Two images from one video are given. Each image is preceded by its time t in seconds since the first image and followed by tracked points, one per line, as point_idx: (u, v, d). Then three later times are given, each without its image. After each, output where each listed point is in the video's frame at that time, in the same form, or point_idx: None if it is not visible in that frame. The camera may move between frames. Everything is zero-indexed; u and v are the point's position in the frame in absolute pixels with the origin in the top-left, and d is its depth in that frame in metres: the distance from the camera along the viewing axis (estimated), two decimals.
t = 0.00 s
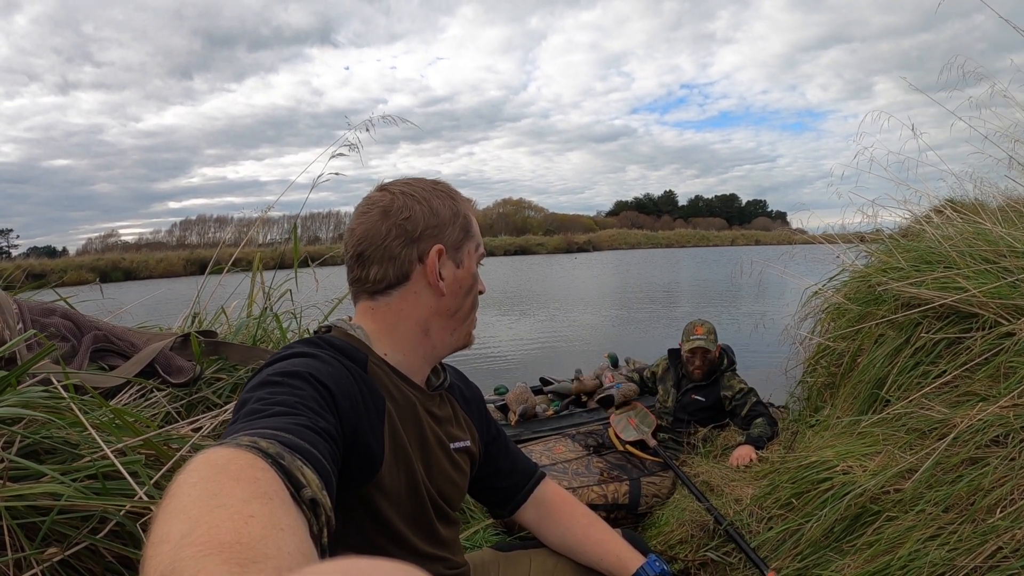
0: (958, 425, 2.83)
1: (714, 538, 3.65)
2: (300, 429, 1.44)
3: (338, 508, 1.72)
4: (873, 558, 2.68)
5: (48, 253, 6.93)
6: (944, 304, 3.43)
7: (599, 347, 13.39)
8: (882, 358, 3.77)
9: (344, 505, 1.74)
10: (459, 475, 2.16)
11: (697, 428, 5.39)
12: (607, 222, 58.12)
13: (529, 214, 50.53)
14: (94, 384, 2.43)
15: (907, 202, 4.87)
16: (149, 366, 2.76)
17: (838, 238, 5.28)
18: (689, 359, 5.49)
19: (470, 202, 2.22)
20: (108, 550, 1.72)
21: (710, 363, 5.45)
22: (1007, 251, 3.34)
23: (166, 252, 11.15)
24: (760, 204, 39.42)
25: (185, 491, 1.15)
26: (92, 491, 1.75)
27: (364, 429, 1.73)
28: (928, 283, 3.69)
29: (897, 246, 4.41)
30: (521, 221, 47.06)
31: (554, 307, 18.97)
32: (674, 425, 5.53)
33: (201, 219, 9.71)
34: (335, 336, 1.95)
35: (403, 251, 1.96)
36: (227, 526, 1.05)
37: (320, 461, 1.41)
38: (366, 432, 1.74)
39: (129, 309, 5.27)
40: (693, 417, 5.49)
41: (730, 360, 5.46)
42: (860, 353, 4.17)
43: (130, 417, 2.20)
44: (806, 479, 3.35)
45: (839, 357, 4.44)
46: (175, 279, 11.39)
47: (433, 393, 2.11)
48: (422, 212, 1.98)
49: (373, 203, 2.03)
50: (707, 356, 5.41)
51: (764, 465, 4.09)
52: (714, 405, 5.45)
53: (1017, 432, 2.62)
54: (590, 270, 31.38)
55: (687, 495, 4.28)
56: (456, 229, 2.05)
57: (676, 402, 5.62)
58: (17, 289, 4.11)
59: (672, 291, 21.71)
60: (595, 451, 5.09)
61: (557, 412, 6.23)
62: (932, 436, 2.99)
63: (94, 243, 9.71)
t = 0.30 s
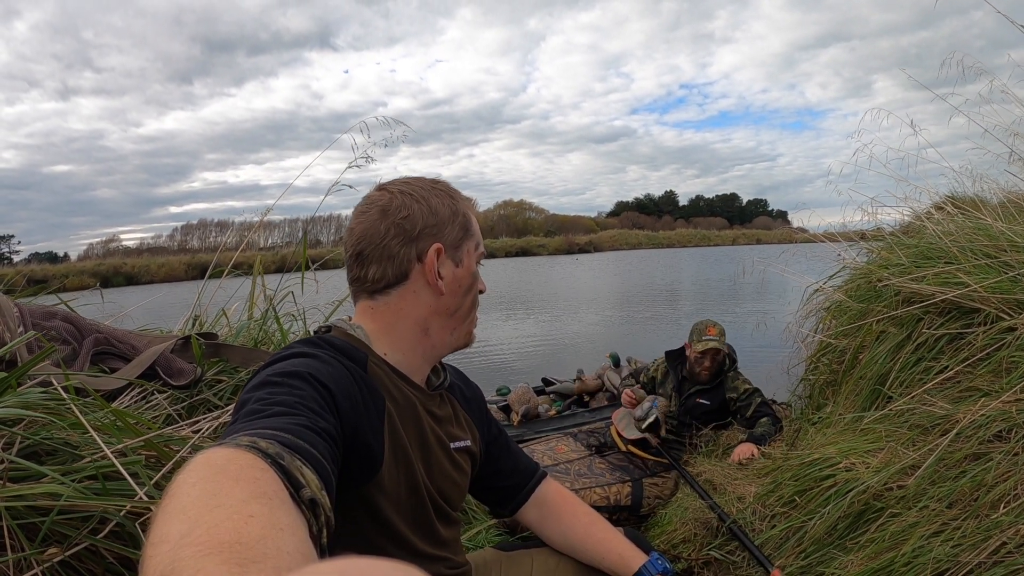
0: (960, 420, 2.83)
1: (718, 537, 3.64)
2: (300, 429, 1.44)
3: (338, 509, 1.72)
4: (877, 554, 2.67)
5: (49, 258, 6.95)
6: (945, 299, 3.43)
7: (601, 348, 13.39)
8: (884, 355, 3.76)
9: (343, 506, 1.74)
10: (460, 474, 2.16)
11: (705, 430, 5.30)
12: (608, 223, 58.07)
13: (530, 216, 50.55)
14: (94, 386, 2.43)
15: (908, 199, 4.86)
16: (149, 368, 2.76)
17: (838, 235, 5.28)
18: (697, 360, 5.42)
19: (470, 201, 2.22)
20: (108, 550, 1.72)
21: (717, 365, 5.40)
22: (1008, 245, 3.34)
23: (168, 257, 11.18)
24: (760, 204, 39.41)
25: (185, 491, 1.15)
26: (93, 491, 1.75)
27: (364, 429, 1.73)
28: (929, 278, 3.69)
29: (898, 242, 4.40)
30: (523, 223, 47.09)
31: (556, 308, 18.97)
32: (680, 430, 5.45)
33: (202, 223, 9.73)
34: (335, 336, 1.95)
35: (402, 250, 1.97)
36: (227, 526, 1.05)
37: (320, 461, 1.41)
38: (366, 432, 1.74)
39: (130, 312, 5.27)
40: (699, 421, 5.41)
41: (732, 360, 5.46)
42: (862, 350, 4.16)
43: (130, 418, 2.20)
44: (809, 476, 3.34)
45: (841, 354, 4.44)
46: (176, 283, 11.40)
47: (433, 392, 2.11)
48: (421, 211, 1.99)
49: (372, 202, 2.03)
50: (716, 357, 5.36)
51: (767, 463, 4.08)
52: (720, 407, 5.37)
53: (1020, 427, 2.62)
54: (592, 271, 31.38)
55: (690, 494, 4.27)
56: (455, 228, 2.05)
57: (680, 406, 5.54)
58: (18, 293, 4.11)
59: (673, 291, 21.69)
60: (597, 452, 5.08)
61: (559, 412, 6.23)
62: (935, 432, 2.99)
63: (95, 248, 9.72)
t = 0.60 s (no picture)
0: (962, 419, 2.83)
1: (720, 537, 3.63)
2: (300, 429, 1.44)
3: (338, 509, 1.72)
4: (879, 554, 2.67)
5: (51, 262, 6.96)
6: (946, 298, 3.43)
7: (602, 349, 13.39)
8: (885, 354, 3.75)
9: (343, 506, 1.73)
10: (461, 474, 2.15)
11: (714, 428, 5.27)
12: (609, 224, 58.10)
13: (530, 218, 50.59)
14: (95, 387, 2.43)
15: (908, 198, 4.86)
16: (150, 369, 2.76)
17: (840, 235, 5.28)
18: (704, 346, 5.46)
19: (469, 197, 2.16)
20: (109, 550, 1.72)
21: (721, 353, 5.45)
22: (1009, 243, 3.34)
23: (169, 260, 11.19)
24: (760, 205, 39.43)
25: (185, 491, 1.15)
26: (93, 491, 1.75)
27: (364, 429, 1.73)
28: (930, 277, 3.69)
29: (898, 241, 4.40)
30: (523, 225, 47.09)
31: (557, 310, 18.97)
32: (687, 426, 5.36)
33: (204, 227, 9.75)
34: (336, 336, 1.95)
35: (373, 246, 2.00)
36: (227, 525, 1.05)
37: (320, 461, 1.40)
38: (367, 432, 1.74)
39: (132, 315, 5.28)
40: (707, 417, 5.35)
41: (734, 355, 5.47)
42: (862, 350, 4.15)
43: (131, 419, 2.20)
44: (811, 475, 3.33)
45: (842, 354, 4.43)
46: (177, 287, 11.41)
47: (433, 392, 2.11)
48: (393, 207, 2.01)
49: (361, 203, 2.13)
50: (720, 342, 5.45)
51: (768, 463, 4.07)
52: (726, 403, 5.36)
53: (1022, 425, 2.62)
54: (593, 272, 31.38)
55: (692, 495, 4.26)
56: (431, 222, 2.01)
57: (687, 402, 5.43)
58: (20, 296, 4.12)
59: (674, 292, 21.70)
60: (599, 453, 5.06)
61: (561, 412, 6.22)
62: (936, 431, 2.98)
63: (96, 252, 9.74)
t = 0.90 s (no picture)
0: (967, 425, 2.82)
1: (723, 543, 3.61)
2: (301, 431, 1.44)
3: (339, 511, 1.72)
4: (882, 560, 2.65)
5: (57, 263, 7.00)
6: (952, 303, 3.41)
7: (606, 354, 13.37)
8: (890, 360, 3.73)
9: (344, 507, 1.73)
10: (462, 477, 2.15)
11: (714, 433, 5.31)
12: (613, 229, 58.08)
13: (535, 221, 50.60)
14: (99, 386, 2.45)
15: (913, 204, 4.86)
16: (153, 370, 2.77)
17: (845, 241, 5.27)
18: (708, 351, 5.44)
19: (458, 193, 2.09)
20: (110, 549, 1.73)
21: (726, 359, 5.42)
22: (1014, 248, 3.32)
23: (174, 261, 11.23)
24: (766, 210, 39.36)
25: (186, 492, 1.15)
26: (94, 490, 1.75)
27: (366, 431, 1.73)
28: (934, 282, 3.68)
29: (903, 246, 4.39)
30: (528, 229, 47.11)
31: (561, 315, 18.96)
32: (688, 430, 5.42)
33: (209, 229, 9.79)
34: (337, 338, 1.97)
35: (356, 250, 2.05)
36: (228, 527, 1.05)
37: (321, 462, 1.40)
38: (367, 433, 1.74)
39: (136, 316, 5.30)
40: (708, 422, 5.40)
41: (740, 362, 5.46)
42: (867, 355, 4.13)
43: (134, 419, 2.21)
44: (814, 481, 3.32)
45: (847, 359, 4.41)
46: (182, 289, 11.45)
47: (433, 395, 2.11)
48: (372, 210, 2.04)
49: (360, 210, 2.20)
50: (727, 348, 5.39)
51: (772, 469, 4.05)
52: (728, 408, 5.39)
53: None
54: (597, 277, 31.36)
55: (695, 500, 4.24)
56: (405, 222, 1.98)
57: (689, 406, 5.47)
58: (26, 296, 4.15)
59: (678, 297, 21.66)
60: (601, 458, 5.04)
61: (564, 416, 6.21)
62: (941, 437, 2.97)
63: (102, 253, 9.78)
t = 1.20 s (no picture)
0: (969, 426, 2.81)
1: (725, 545, 3.60)
2: (301, 430, 1.44)
3: (340, 510, 1.72)
4: (885, 562, 2.65)
5: (59, 265, 7.02)
6: (953, 305, 3.41)
7: (607, 357, 13.36)
8: (892, 362, 3.73)
9: (345, 506, 1.73)
10: (463, 477, 2.15)
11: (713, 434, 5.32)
12: (615, 233, 58.09)
13: (536, 226, 50.64)
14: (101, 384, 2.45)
15: (914, 206, 4.86)
16: (155, 369, 2.78)
17: (847, 244, 5.27)
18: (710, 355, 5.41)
19: (452, 190, 2.05)
20: (111, 545, 1.73)
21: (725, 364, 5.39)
22: (1015, 250, 3.33)
23: (176, 264, 11.25)
24: (767, 215, 39.39)
25: (187, 491, 1.15)
26: (95, 486, 1.76)
27: (367, 430, 1.73)
28: (936, 283, 3.68)
29: (904, 248, 4.39)
30: (529, 234, 47.16)
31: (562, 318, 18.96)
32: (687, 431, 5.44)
33: (212, 232, 9.81)
34: (339, 337, 1.97)
35: (352, 250, 2.07)
36: (228, 526, 1.05)
37: (321, 461, 1.40)
38: (368, 432, 1.74)
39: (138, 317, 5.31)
40: (707, 423, 5.42)
41: (741, 365, 5.43)
42: (869, 357, 4.13)
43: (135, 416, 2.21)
44: (816, 483, 3.31)
45: (848, 361, 4.40)
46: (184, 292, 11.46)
47: (434, 394, 2.11)
48: (366, 210, 2.05)
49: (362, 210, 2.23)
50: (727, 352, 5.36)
51: (773, 471, 4.04)
52: (727, 410, 5.39)
53: None
54: (599, 281, 31.36)
55: (697, 502, 4.22)
56: (396, 221, 1.97)
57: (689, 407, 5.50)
58: (28, 297, 4.16)
59: (680, 301, 21.64)
60: (602, 460, 5.03)
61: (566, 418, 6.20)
62: (943, 438, 2.97)
63: (104, 255, 9.80)
